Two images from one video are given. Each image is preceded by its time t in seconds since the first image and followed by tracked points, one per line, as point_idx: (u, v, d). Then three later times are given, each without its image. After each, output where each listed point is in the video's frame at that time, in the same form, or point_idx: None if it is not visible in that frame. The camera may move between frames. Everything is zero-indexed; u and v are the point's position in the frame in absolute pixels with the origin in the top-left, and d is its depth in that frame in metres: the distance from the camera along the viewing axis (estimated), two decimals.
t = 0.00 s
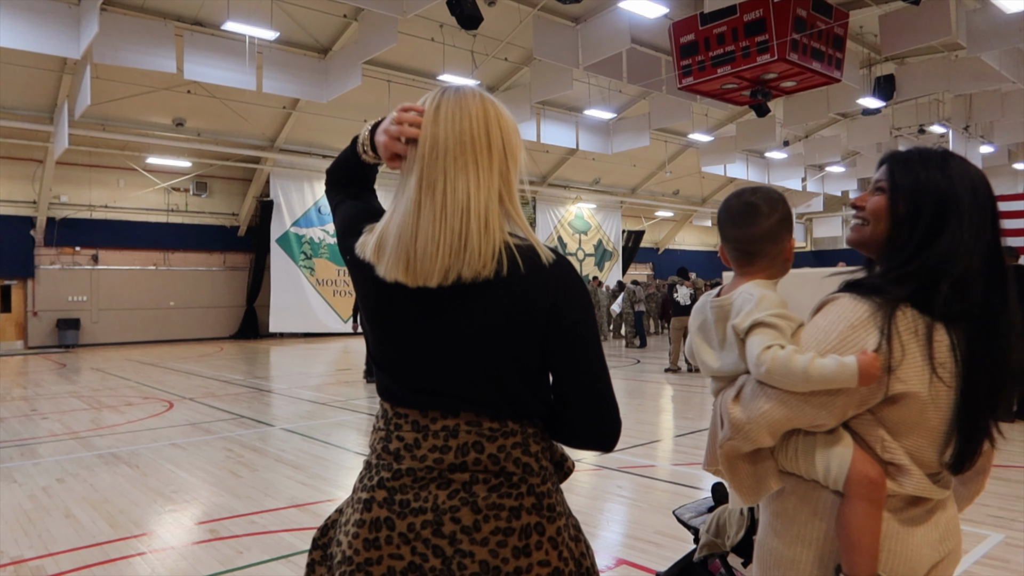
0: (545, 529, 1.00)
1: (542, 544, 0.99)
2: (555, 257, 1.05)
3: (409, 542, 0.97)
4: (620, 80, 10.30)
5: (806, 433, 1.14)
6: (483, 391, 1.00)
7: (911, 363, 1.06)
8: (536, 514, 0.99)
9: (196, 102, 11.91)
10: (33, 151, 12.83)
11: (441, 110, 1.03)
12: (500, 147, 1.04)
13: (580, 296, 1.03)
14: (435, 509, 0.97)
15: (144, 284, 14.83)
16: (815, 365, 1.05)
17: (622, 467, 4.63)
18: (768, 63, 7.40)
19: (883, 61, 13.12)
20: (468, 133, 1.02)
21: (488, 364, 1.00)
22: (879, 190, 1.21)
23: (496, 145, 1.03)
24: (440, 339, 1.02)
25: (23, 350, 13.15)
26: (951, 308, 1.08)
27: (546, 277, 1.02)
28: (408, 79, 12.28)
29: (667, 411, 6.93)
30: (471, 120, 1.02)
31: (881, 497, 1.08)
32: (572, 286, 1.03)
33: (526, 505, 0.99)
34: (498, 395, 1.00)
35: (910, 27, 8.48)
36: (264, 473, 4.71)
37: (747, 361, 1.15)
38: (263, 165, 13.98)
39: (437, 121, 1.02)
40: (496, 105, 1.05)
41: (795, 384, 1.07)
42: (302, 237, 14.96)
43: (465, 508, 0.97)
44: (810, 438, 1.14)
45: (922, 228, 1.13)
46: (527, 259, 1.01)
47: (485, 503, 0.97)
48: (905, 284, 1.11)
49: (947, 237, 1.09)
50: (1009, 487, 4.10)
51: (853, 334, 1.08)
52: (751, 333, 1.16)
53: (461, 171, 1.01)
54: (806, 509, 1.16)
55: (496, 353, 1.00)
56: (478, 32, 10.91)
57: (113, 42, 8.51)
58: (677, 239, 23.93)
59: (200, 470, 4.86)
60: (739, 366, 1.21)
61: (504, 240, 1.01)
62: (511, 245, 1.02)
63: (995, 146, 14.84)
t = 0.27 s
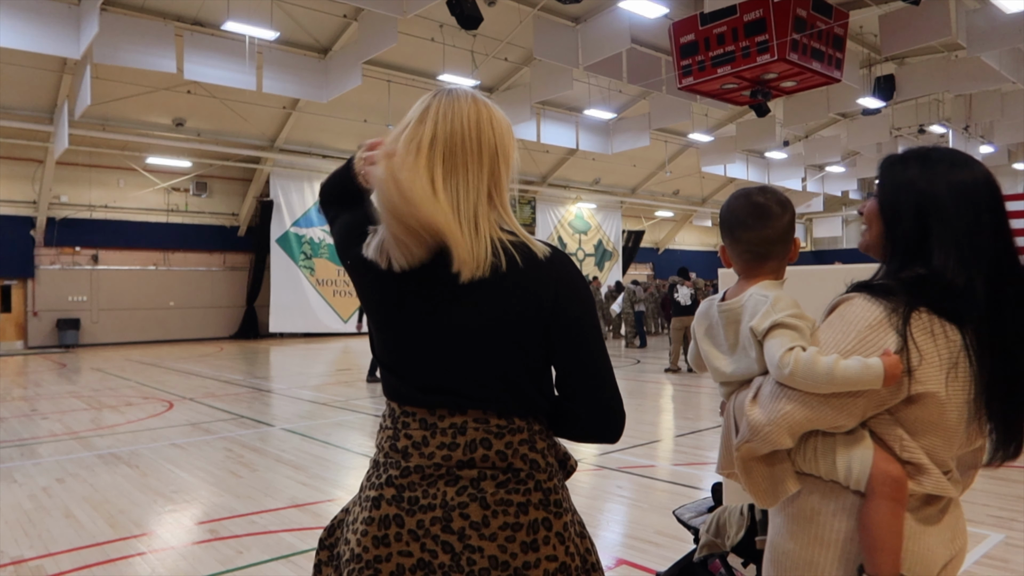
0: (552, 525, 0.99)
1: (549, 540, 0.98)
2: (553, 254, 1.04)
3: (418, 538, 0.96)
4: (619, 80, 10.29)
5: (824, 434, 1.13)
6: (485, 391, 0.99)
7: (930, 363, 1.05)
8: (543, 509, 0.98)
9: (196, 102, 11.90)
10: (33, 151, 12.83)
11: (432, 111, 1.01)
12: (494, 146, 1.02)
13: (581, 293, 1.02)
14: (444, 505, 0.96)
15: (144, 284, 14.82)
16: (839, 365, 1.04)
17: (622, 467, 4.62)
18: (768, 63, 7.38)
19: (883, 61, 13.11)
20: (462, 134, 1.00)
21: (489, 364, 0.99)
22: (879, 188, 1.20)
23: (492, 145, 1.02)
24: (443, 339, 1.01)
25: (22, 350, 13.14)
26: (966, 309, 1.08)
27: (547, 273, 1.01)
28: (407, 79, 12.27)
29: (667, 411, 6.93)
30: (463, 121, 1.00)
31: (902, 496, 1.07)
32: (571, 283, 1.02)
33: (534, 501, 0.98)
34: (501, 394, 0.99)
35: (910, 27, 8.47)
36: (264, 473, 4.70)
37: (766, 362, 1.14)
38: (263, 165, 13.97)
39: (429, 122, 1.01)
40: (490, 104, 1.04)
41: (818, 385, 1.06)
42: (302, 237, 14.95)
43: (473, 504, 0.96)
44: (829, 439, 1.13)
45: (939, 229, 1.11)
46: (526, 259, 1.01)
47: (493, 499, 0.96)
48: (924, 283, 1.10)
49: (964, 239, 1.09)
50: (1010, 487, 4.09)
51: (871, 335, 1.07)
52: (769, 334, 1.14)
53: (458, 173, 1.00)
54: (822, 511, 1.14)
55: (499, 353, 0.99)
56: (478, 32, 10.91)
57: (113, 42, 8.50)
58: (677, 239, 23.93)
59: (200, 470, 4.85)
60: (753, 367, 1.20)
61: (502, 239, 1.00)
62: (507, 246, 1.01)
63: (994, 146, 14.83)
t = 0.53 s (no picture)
0: (553, 524, 0.95)
1: (549, 538, 0.95)
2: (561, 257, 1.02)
3: (419, 535, 0.93)
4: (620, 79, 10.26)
5: (832, 434, 1.09)
6: (488, 392, 0.96)
7: (937, 361, 1.02)
8: (544, 508, 0.95)
9: (196, 102, 11.87)
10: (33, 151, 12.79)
11: (454, 110, 1.00)
12: (511, 148, 1.01)
13: (583, 293, 0.99)
14: (445, 502, 0.93)
15: (144, 285, 14.78)
16: (846, 362, 1.01)
17: (622, 467, 4.58)
18: (768, 63, 7.35)
19: (883, 61, 13.08)
20: (481, 133, 0.99)
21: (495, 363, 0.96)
22: (871, 183, 1.16)
23: (509, 147, 1.00)
24: (449, 338, 0.98)
25: (23, 350, 13.11)
26: (972, 307, 1.04)
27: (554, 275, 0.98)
28: (407, 80, 12.24)
29: (667, 411, 6.89)
30: (484, 121, 0.99)
31: (912, 497, 1.03)
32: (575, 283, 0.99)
33: (535, 499, 0.95)
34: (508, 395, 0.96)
35: (911, 27, 8.44)
36: (264, 473, 4.67)
37: (771, 362, 1.10)
38: (263, 165, 13.94)
39: (452, 119, 0.99)
40: (507, 104, 1.02)
41: (824, 383, 1.03)
42: (302, 237, 14.91)
43: (472, 502, 0.92)
44: (836, 439, 1.09)
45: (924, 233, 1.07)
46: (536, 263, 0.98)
47: (494, 496, 0.93)
48: (926, 278, 1.06)
49: (954, 237, 1.06)
50: (1012, 487, 4.06)
51: (877, 334, 1.04)
52: (775, 333, 1.10)
53: (480, 174, 0.98)
54: (832, 512, 1.10)
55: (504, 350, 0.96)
56: (478, 32, 10.88)
57: (112, 41, 8.47)
58: (677, 239, 23.89)
59: (200, 470, 4.81)
60: (757, 368, 1.16)
61: (514, 242, 0.98)
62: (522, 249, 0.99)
63: (995, 146, 14.80)
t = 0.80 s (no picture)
0: (553, 524, 0.97)
1: (550, 539, 0.97)
2: (565, 260, 1.03)
3: (420, 533, 0.97)
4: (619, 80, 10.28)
5: (828, 436, 1.12)
6: (492, 394, 0.98)
7: (931, 363, 1.05)
8: (544, 508, 0.97)
9: (196, 102, 11.89)
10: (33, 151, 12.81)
11: (464, 113, 1.01)
12: (519, 152, 1.03)
13: (585, 294, 1.00)
14: (445, 502, 0.96)
15: (144, 285, 14.80)
16: (839, 361, 1.03)
17: (622, 467, 4.61)
18: (768, 63, 7.37)
19: (883, 61, 13.11)
20: (490, 136, 1.00)
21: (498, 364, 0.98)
22: (863, 186, 1.19)
23: (517, 151, 1.02)
24: (455, 341, 1.01)
25: (22, 350, 13.13)
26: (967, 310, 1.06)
27: (556, 276, 0.99)
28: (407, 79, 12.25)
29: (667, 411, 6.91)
30: (494, 123, 1.01)
31: (906, 498, 1.05)
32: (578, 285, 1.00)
33: (535, 499, 0.97)
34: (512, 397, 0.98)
35: (910, 27, 8.46)
36: (264, 473, 4.69)
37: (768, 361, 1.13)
38: (263, 165, 13.96)
39: (462, 122, 1.01)
40: (515, 108, 1.04)
41: (817, 383, 1.05)
42: (302, 237, 14.94)
43: (472, 501, 0.95)
44: (832, 439, 1.12)
45: (918, 233, 1.09)
46: (541, 264, 0.99)
47: (493, 496, 0.96)
48: (921, 282, 1.09)
49: (951, 238, 1.08)
50: (1010, 487, 4.08)
51: (873, 336, 1.07)
52: (772, 332, 1.13)
53: (490, 176, 0.99)
54: (828, 512, 1.13)
55: (506, 352, 0.99)
56: (478, 32, 10.90)
57: (113, 42, 8.49)
58: (677, 239, 23.91)
59: (200, 470, 4.84)
60: (755, 368, 1.19)
61: (520, 244, 0.99)
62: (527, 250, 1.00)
63: (994, 146, 14.82)
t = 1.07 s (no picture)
0: (553, 524, 0.97)
1: (550, 540, 0.96)
2: (567, 261, 1.02)
3: (421, 532, 0.97)
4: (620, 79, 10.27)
5: (820, 436, 1.11)
6: (492, 395, 0.98)
7: (925, 363, 1.04)
8: (544, 508, 0.96)
9: (196, 103, 11.89)
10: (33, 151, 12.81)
11: (468, 115, 1.01)
12: (524, 153, 1.02)
13: (584, 293, 0.98)
14: (445, 501, 0.96)
15: (143, 285, 14.79)
16: (829, 359, 1.03)
17: (622, 467, 4.60)
18: (768, 63, 7.36)
19: (883, 61, 13.10)
20: (493, 139, 1.00)
21: (498, 367, 0.98)
22: (859, 188, 1.18)
23: (521, 153, 1.02)
24: (456, 343, 1.00)
25: (22, 350, 13.12)
26: (962, 310, 1.05)
27: (557, 277, 0.98)
28: (407, 80, 12.24)
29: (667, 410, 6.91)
30: (498, 126, 1.00)
31: (898, 499, 1.05)
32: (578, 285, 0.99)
33: (535, 500, 0.96)
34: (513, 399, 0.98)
35: (910, 27, 8.46)
36: (263, 473, 4.69)
37: (761, 361, 1.12)
38: (263, 165, 13.96)
39: (466, 124, 1.01)
40: (522, 107, 1.04)
41: (808, 382, 1.05)
42: (302, 237, 14.95)
43: (471, 501, 0.95)
44: (824, 440, 1.11)
45: (912, 232, 1.09)
46: (543, 265, 0.98)
47: (493, 496, 0.95)
48: (915, 281, 1.08)
49: (945, 237, 1.07)
50: (1011, 487, 4.08)
51: (866, 336, 1.06)
52: (764, 331, 1.13)
53: (493, 180, 0.99)
54: (821, 513, 1.12)
55: (504, 354, 0.98)
56: (478, 32, 10.91)
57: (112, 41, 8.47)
58: (677, 239, 23.90)
59: (200, 470, 4.83)
60: (749, 367, 1.18)
61: (522, 247, 0.99)
62: (531, 253, 0.99)
63: (995, 146, 14.82)
